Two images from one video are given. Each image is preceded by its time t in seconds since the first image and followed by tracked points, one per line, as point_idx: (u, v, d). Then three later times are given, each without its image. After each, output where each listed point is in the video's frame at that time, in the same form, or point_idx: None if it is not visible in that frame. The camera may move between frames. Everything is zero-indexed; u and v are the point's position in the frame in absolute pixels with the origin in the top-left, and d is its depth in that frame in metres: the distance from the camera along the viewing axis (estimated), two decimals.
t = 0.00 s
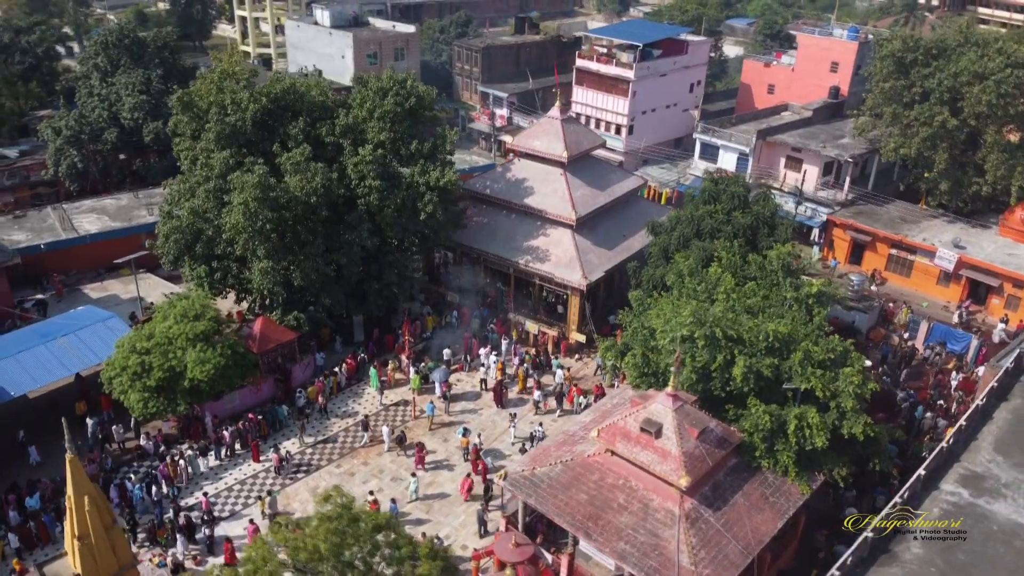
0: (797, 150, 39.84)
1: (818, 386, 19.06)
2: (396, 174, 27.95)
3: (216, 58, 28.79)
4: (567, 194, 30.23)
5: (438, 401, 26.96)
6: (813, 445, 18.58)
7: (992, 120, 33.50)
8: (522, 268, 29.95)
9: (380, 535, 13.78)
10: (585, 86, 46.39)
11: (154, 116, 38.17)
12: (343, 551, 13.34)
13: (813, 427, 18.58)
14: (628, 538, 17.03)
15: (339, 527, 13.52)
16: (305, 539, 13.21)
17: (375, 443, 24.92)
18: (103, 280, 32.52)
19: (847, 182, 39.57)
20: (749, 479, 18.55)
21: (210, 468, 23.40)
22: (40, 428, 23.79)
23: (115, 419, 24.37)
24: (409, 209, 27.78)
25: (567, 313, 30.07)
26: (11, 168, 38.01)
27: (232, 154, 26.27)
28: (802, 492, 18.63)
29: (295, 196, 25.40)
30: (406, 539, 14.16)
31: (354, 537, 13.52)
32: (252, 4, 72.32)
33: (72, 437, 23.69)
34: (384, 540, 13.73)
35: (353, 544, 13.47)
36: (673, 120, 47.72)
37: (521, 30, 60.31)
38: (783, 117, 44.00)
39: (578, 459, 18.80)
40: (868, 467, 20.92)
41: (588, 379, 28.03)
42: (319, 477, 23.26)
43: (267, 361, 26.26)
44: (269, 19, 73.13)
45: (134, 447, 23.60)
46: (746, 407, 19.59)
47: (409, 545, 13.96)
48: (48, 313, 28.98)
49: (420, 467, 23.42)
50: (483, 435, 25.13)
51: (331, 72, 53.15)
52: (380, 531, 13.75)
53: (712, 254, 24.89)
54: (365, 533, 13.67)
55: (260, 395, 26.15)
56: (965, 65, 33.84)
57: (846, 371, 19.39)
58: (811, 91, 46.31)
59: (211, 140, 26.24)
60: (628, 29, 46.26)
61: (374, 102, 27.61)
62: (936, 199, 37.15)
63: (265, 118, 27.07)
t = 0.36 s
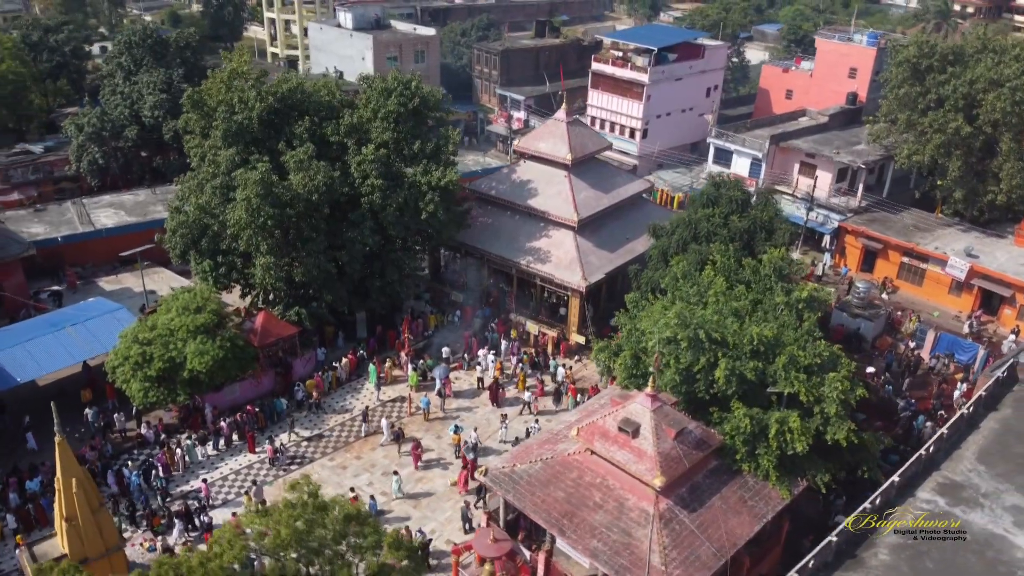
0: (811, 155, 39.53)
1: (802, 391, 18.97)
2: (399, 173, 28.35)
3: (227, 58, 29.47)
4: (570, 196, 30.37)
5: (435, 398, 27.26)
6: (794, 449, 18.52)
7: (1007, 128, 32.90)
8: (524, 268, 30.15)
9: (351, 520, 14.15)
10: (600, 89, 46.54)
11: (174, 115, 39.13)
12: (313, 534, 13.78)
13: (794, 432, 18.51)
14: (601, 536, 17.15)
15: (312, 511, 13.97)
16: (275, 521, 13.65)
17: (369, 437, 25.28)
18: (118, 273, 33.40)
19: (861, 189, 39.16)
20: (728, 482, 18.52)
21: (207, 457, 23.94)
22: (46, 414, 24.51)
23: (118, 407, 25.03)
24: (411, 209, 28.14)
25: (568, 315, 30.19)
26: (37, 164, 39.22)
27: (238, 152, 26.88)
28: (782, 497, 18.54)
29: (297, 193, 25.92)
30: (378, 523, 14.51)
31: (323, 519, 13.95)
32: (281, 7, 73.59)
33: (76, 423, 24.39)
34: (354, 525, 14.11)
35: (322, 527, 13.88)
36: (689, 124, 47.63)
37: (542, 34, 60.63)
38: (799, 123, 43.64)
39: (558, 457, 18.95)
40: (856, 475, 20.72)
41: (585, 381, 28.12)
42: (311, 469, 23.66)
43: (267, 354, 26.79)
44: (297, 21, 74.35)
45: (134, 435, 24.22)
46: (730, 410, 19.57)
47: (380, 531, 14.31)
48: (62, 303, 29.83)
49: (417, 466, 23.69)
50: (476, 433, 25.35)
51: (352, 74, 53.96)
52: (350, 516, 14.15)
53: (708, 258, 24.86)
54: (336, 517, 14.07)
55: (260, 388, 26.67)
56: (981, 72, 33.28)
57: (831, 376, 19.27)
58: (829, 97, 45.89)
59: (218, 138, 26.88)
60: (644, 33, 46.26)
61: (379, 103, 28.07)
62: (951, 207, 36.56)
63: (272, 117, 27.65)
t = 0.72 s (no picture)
0: (825, 162, 39.21)
1: (785, 396, 18.89)
2: (402, 174, 28.73)
3: (239, 59, 30.17)
4: (574, 199, 30.52)
5: (433, 396, 27.56)
6: (775, 454, 18.47)
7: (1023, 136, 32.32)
8: (526, 270, 30.35)
9: (323, 509, 14.76)
10: (615, 94, 46.68)
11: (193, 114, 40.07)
12: (287, 520, 14.35)
13: (774, 437, 18.50)
14: (575, 534, 17.28)
15: (285, 499, 14.59)
16: (250, 507, 14.15)
17: (364, 433, 25.66)
18: (134, 268, 34.31)
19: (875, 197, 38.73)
20: (708, 485, 18.51)
21: (205, 447, 24.50)
22: (54, 402, 25.36)
23: (123, 397, 25.78)
24: (413, 209, 28.49)
25: (569, 317, 30.30)
26: (61, 160, 40.38)
27: (245, 150, 27.52)
28: (762, 501, 18.46)
29: (300, 191, 26.46)
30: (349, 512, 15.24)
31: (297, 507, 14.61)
32: (309, 11, 74.79)
33: (82, 411, 25.17)
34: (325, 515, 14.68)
35: (295, 513, 14.46)
36: (705, 129, 47.55)
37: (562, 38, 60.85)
38: (816, 129, 43.29)
39: (539, 455, 19.14)
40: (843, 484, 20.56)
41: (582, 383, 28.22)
42: (305, 462, 24.10)
43: (269, 349, 27.33)
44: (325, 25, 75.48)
45: (137, 425, 24.88)
46: (712, 413, 19.56)
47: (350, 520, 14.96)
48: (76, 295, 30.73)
49: (411, 462, 24.02)
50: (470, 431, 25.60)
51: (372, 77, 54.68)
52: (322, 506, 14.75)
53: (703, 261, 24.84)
54: (311, 505, 14.77)
55: (262, 382, 27.20)
56: (996, 79, 32.77)
57: (815, 381, 19.17)
58: (848, 103, 45.48)
59: (226, 136, 27.56)
60: (661, 39, 46.26)
61: (383, 104, 28.54)
62: (966, 217, 35.99)
63: (279, 116, 28.26)
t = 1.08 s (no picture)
0: (839, 169, 38.84)
1: (769, 400, 18.86)
2: (406, 175, 29.15)
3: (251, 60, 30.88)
4: (577, 202, 30.67)
5: (430, 394, 27.86)
6: (755, 457, 18.53)
7: None
8: (528, 272, 30.55)
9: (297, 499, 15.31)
10: (631, 99, 46.73)
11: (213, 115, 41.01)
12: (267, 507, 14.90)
13: (755, 440, 18.50)
14: (550, 532, 17.40)
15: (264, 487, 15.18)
16: (225, 492, 14.54)
17: (360, 428, 26.04)
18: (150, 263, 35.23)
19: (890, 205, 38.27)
20: (687, 486, 18.51)
21: (205, 438, 25.07)
22: (62, 391, 26.19)
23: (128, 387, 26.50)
24: (416, 209, 28.88)
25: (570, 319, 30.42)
26: (86, 158, 41.53)
27: (253, 149, 28.16)
28: (742, 505, 18.41)
29: (304, 190, 27.01)
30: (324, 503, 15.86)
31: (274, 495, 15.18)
32: (337, 16, 75.98)
33: (88, 400, 25.94)
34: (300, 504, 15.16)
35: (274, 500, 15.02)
36: (721, 135, 47.41)
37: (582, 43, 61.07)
38: (833, 136, 42.86)
39: (521, 453, 19.29)
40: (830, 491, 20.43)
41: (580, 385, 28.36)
42: (300, 455, 24.55)
43: (272, 344, 27.86)
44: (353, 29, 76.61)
45: (140, 415, 25.52)
46: (696, 416, 19.58)
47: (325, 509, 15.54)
48: (91, 288, 31.64)
49: (404, 459, 24.26)
50: (465, 430, 25.85)
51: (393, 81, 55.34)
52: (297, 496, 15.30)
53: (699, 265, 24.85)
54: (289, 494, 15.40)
55: (264, 376, 27.72)
56: (1012, 87, 32.20)
57: (800, 386, 19.14)
58: (866, 111, 45.01)
59: (236, 135, 28.23)
60: (678, 44, 46.19)
61: (389, 106, 29.03)
62: (981, 226, 35.40)
63: (287, 117, 28.88)
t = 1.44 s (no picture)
0: (853, 177, 38.44)
1: (751, 403, 18.88)
2: (412, 176, 29.60)
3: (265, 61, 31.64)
4: (581, 205, 30.83)
5: (430, 391, 28.19)
6: (736, 460, 18.55)
7: None
8: (531, 273, 30.76)
9: (278, 487, 15.66)
10: (647, 104, 46.77)
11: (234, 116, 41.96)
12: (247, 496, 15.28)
13: (735, 443, 18.59)
14: (526, 528, 17.57)
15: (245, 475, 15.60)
16: (200, 477, 14.97)
17: (358, 424, 26.47)
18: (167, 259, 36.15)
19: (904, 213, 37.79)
20: (667, 487, 18.52)
21: (207, 430, 25.66)
22: (72, 380, 27.03)
23: (136, 379, 27.25)
24: (420, 210, 29.31)
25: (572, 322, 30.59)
26: (111, 157, 42.70)
27: (262, 148, 28.85)
28: (722, 509, 18.32)
29: (309, 189, 27.59)
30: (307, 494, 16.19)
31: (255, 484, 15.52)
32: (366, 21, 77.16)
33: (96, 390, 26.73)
34: (280, 491, 15.50)
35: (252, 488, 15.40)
36: (738, 141, 47.26)
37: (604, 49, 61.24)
38: (850, 143, 42.45)
39: (503, 450, 19.49)
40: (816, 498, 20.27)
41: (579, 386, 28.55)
42: (297, 449, 25.02)
43: (276, 340, 28.45)
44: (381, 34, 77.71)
45: (145, 406, 26.18)
46: (679, 417, 19.63)
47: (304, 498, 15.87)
48: (106, 283, 32.60)
49: (400, 457, 24.51)
50: (460, 429, 26.11)
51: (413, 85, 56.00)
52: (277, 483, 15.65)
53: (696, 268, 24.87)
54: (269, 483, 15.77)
55: (268, 371, 28.27)
56: None
57: (783, 389, 19.12)
58: (886, 118, 44.52)
59: (246, 135, 28.95)
60: (695, 50, 46.15)
61: (396, 109, 29.57)
62: (997, 236, 34.80)
63: (296, 117, 29.54)
